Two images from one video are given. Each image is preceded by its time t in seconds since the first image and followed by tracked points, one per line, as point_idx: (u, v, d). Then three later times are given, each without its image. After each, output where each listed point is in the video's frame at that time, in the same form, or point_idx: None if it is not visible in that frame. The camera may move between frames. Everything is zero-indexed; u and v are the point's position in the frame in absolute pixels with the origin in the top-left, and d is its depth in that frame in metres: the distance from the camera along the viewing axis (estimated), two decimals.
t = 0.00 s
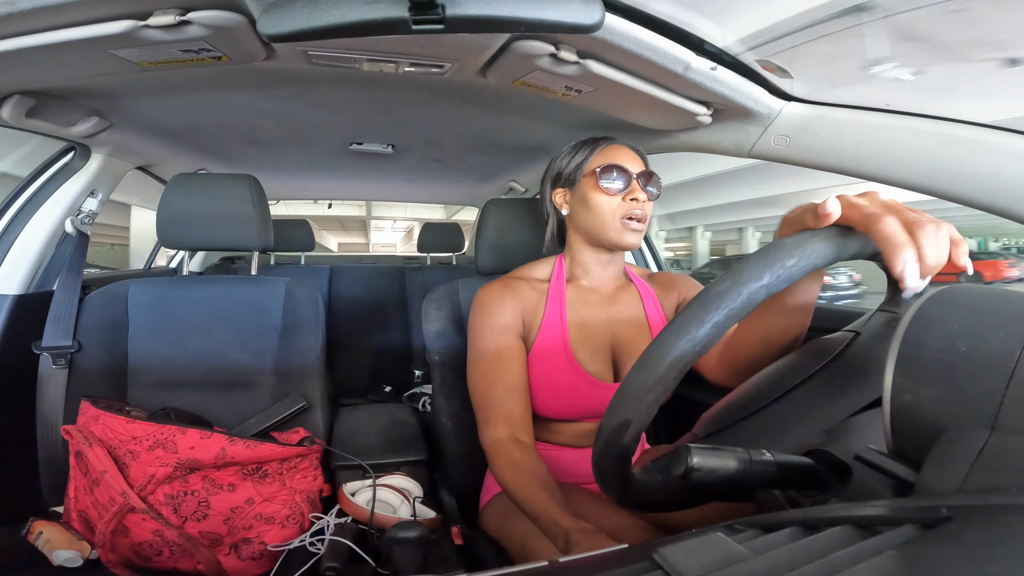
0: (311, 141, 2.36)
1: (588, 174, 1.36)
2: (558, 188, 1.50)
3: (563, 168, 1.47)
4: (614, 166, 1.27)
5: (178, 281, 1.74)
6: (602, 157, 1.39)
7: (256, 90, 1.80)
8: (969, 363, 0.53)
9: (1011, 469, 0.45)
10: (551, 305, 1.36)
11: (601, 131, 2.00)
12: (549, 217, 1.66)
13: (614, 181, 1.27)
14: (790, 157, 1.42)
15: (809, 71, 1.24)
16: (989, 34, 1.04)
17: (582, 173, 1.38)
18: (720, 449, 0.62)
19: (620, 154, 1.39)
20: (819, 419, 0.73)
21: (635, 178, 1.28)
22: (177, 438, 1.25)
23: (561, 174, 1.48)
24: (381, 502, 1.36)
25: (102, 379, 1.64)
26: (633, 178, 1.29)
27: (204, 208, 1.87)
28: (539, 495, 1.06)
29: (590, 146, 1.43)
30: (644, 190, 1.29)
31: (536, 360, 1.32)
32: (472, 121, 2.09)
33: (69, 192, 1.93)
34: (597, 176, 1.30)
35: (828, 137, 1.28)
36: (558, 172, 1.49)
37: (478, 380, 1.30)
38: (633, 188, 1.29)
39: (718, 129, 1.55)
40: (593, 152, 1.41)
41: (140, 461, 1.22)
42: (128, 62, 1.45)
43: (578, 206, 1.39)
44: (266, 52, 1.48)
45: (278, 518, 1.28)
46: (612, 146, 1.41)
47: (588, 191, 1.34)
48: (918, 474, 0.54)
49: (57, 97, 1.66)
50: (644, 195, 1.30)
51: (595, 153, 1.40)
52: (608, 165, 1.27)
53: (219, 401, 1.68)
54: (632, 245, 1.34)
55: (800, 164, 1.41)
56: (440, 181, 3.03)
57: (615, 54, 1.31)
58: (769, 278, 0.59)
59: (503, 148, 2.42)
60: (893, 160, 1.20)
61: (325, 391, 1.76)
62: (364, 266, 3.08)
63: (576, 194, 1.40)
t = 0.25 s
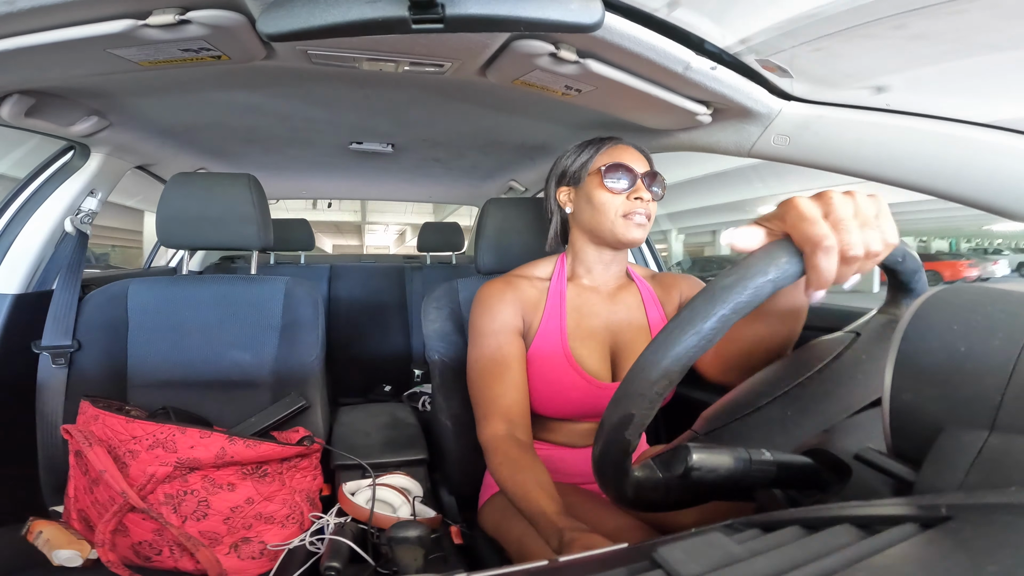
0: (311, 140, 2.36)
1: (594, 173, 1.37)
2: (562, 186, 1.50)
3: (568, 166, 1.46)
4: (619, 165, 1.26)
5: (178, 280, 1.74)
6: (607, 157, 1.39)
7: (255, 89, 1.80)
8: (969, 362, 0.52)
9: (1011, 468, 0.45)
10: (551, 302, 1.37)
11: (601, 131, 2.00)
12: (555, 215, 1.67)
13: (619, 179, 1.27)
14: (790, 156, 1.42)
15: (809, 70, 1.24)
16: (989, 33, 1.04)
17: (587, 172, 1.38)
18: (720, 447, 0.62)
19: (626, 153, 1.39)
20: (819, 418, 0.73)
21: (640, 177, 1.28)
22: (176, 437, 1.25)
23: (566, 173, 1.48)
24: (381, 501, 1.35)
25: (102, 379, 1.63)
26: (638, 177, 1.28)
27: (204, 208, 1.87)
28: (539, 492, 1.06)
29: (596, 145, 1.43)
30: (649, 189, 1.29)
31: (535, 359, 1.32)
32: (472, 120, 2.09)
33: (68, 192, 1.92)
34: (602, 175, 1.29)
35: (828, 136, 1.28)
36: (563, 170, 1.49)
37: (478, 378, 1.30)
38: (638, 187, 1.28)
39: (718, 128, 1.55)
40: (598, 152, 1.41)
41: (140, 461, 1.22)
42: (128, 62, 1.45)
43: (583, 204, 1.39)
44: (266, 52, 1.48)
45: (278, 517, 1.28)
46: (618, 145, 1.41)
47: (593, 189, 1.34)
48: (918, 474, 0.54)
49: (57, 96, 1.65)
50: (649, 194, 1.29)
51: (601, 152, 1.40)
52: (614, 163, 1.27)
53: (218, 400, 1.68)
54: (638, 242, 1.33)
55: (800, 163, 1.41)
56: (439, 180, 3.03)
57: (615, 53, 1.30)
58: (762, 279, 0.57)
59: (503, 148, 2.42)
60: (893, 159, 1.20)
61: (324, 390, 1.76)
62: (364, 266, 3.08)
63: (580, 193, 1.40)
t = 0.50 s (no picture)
0: (311, 141, 2.36)
1: (593, 171, 1.36)
2: (561, 184, 1.49)
3: (567, 164, 1.46)
4: (619, 163, 1.29)
5: (177, 281, 1.74)
6: (606, 156, 1.39)
7: (255, 90, 1.80)
8: (968, 361, 0.52)
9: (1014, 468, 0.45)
10: (548, 303, 1.37)
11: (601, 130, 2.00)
12: (551, 215, 1.66)
13: (618, 178, 1.29)
14: (790, 156, 1.42)
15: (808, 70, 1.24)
16: (988, 32, 1.04)
17: (585, 170, 1.38)
18: (719, 448, 0.62)
19: (624, 152, 1.40)
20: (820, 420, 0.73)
21: (638, 176, 1.29)
22: (176, 438, 1.25)
23: (565, 171, 1.47)
24: (381, 501, 1.36)
25: (102, 379, 1.64)
26: (637, 176, 1.30)
27: (203, 208, 1.86)
28: (539, 495, 1.05)
29: (593, 144, 1.43)
30: (648, 187, 1.30)
31: (533, 360, 1.31)
32: (471, 120, 2.09)
33: (68, 192, 1.92)
34: (601, 174, 1.31)
35: (827, 136, 1.28)
36: (562, 169, 1.48)
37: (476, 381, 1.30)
38: (637, 186, 1.30)
39: (717, 128, 1.55)
40: (597, 149, 1.41)
41: (140, 461, 1.22)
42: (127, 62, 1.44)
43: (581, 203, 1.40)
44: (266, 52, 1.48)
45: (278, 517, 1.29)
46: (616, 144, 1.42)
47: (592, 188, 1.34)
48: (920, 473, 0.54)
49: (56, 96, 1.65)
50: (648, 193, 1.30)
51: (598, 150, 1.41)
52: (614, 162, 1.29)
53: (218, 400, 1.68)
54: (634, 244, 1.34)
55: (799, 163, 1.42)
56: (439, 180, 3.03)
57: (614, 52, 1.30)
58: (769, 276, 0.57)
59: (503, 148, 2.42)
60: (893, 159, 1.20)
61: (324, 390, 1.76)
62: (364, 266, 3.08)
63: (579, 191, 1.40)
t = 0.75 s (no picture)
0: (309, 140, 2.36)
1: (584, 171, 1.36)
2: (553, 183, 1.50)
3: (559, 164, 1.47)
4: (610, 162, 1.29)
5: (174, 281, 1.74)
6: (598, 155, 1.39)
7: (254, 89, 1.80)
8: (966, 361, 0.52)
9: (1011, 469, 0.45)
10: (542, 305, 1.37)
11: (599, 130, 2.00)
12: (544, 214, 1.66)
13: (609, 178, 1.29)
14: (788, 157, 1.42)
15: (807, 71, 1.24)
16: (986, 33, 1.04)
17: (577, 170, 1.38)
18: (716, 448, 0.62)
19: (615, 150, 1.40)
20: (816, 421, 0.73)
21: (630, 176, 1.30)
22: (174, 438, 1.25)
23: (557, 170, 1.48)
24: (379, 501, 1.36)
25: (100, 379, 1.63)
26: (628, 176, 1.30)
27: (201, 208, 1.86)
28: (537, 496, 1.05)
29: (584, 143, 1.43)
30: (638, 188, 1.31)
31: (530, 361, 1.31)
32: (471, 120, 2.09)
33: (67, 192, 1.92)
34: (592, 173, 1.31)
35: (827, 137, 1.28)
36: (554, 167, 1.49)
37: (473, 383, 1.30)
38: (628, 186, 1.30)
39: (716, 128, 1.55)
40: (589, 149, 1.40)
41: (138, 461, 1.22)
42: (125, 61, 1.44)
43: (571, 203, 1.40)
44: (265, 52, 1.48)
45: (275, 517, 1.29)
46: (607, 142, 1.41)
47: (582, 188, 1.34)
48: (917, 473, 0.54)
49: (54, 95, 1.65)
50: (639, 194, 1.31)
51: (589, 149, 1.41)
52: (605, 161, 1.29)
53: (216, 400, 1.68)
54: (625, 247, 1.34)
55: (797, 164, 1.42)
56: (438, 180, 3.03)
57: (613, 53, 1.30)
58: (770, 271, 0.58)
59: (502, 148, 2.42)
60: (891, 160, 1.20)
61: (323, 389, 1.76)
62: (362, 266, 3.08)
63: (570, 191, 1.40)
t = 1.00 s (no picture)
0: (310, 140, 2.36)
1: (583, 173, 1.36)
2: (552, 185, 1.51)
3: (558, 165, 1.47)
4: (609, 164, 1.28)
5: (174, 281, 1.73)
6: (596, 157, 1.39)
7: (254, 90, 1.80)
8: (967, 361, 0.52)
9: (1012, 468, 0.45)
10: (541, 307, 1.36)
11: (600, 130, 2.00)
12: (543, 215, 1.66)
13: (608, 179, 1.29)
14: (788, 157, 1.42)
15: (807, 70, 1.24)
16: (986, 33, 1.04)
17: (577, 171, 1.38)
18: (717, 447, 0.62)
19: (614, 151, 1.39)
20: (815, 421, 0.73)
21: (629, 177, 1.30)
22: (175, 438, 1.24)
23: (556, 171, 1.47)
24: (380, 501, 1.36)
25: (100, 379, 1.63)
26: (627, 177, 1.30)
27: (202, 208, 1.86)
28: (539, 495, 1.05)
29: (583, 145, 1.42)
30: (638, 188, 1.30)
31: (531, 361, 1.31)
32: (471, 120, 2.09)
33: (68, 192, 1.92)
34: (591, 175, 1.31)
35: (827, 137, 1.28)
36: (553, 168, 1.49)
37: (474, 383, 1.30)
38: (627, 187, 1.30)
39: (716, 128, 1.55)
40: (588, 150, 1.40)
41: (139, 461, 1.22)
42: (126, 61, 1.44)
43: (570, 204, 1.39)
44: (265, 52, 1.48)
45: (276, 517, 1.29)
46: (606, 144, 1.41)
47: (581, 189, 1.34)
48: (919, 472, 0.54)
49: (55, 95, 1.65)
50: (638, 194, 1.31)
51: (587, 151, 1.40)
52: (604, 163, 1.29)
53: (216, 400, 1.68)
54: (626, 245, 1.34)
55: (797, 164, 1.42)
56: (438, 180, 3.03)
57: (614, 52, 1.30)
58: (762, 282, 0.58)
59: (502, 148, 2.42)
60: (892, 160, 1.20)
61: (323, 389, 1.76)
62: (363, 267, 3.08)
63: (570, 192, 1.40)
